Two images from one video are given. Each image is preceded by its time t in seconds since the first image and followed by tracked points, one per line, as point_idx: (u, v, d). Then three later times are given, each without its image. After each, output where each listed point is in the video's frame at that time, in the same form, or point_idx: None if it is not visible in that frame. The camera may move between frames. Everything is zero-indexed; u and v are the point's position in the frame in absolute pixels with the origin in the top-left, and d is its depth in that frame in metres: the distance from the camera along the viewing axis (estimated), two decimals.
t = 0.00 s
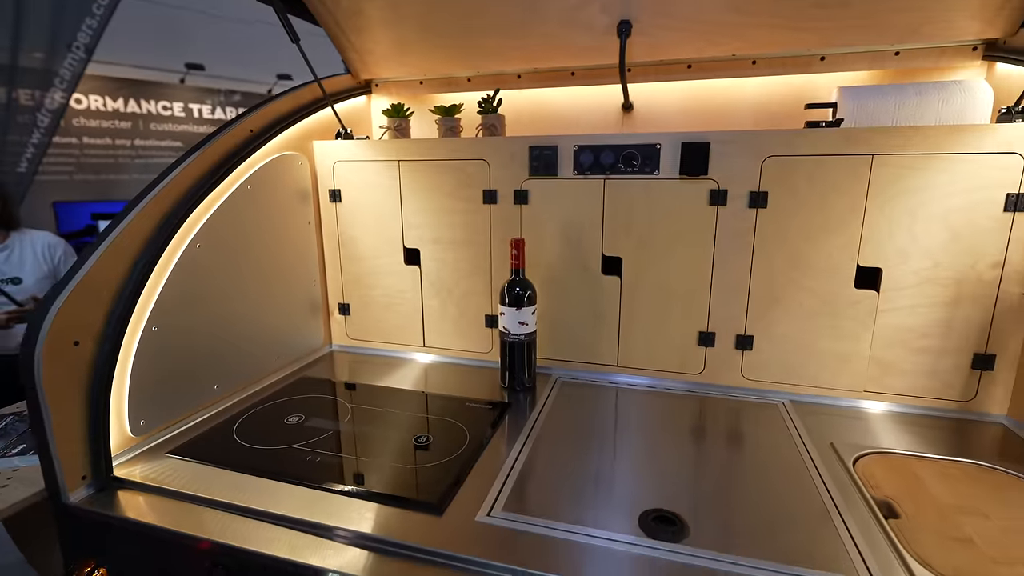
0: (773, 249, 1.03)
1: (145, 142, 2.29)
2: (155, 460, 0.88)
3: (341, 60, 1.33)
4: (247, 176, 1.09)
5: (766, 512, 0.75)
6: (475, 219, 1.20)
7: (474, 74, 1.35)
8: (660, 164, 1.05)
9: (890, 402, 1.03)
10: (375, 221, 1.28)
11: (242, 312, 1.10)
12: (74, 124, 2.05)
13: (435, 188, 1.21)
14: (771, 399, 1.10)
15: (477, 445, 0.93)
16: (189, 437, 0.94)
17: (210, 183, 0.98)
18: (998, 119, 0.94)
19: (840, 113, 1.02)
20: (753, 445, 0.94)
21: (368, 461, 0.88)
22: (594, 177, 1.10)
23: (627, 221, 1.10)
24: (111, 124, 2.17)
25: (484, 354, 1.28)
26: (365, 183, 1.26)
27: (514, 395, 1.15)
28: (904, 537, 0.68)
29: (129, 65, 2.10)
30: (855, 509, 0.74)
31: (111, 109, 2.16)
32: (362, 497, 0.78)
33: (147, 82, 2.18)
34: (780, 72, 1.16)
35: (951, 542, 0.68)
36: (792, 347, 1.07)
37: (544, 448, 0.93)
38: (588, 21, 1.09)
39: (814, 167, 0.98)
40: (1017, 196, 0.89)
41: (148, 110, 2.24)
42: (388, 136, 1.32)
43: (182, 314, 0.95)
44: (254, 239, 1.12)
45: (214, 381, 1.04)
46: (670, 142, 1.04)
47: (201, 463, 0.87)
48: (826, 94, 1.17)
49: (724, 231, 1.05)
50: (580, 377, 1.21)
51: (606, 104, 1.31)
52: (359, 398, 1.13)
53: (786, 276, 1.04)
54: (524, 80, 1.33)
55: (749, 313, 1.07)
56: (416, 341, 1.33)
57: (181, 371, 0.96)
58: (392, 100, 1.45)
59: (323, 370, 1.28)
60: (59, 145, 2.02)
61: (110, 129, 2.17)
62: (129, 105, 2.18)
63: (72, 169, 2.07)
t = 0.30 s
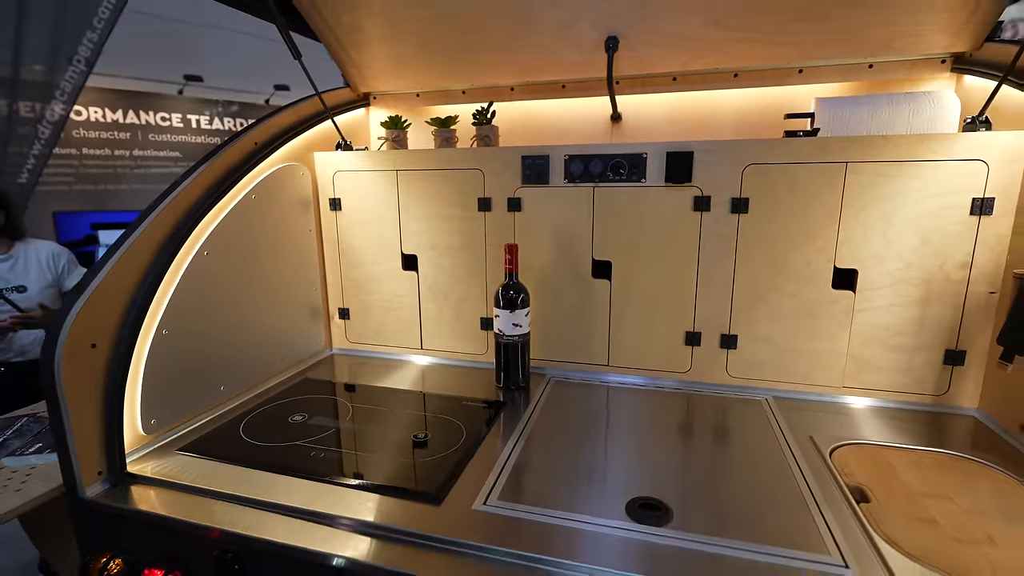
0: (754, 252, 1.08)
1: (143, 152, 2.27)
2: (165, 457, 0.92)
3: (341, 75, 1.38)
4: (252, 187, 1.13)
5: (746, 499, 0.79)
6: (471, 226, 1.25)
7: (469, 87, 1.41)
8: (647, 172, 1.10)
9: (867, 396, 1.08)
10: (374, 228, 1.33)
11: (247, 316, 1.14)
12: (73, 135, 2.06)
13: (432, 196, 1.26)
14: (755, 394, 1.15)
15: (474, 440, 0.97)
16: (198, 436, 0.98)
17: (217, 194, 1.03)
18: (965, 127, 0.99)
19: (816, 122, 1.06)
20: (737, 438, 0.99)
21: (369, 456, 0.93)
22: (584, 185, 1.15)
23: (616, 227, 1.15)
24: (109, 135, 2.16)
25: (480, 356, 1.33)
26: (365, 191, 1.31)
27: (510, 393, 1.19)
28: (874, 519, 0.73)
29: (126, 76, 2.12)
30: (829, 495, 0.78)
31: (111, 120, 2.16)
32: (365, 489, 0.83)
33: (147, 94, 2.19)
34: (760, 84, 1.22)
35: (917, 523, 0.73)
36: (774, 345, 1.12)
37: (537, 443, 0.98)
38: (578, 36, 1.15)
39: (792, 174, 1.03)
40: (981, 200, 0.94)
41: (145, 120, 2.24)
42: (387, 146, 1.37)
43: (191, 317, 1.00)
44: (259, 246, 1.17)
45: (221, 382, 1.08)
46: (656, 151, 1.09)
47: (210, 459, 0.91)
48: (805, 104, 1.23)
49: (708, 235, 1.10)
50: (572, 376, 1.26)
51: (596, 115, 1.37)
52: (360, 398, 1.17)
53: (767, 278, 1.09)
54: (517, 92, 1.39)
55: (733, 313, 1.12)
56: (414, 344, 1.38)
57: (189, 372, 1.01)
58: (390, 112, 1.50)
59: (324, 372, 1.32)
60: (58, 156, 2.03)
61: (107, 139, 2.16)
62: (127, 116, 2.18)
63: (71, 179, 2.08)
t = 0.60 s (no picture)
0: (736, 257, 1.14)
1: (138, 162, 2.37)
2: (172, 457, 0.95)
3: (339, 88, 1.43)
4: (254, 197, 1.17)
5: (729, 490, 0.84)
6: (466, 233, 1.30)
7: (463, 100, 1.46)
8: (633, 181, 1.16)
9: (845, 393, 1.13)
10: (372, 236, 1.37)
11: (249, 321, 1.18)
12: (68, 146, 2.12)
13: (428, 205, 1.31)
14: (740, 393, 1.20)
15: (470, 439, 1.02)
16: (203, 437, 1.02)
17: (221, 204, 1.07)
18: (930, 137, 1.06)
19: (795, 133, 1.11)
20: (721, 434, 1.03)
21: (369, 454, 0.96)
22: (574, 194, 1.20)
23: (604, 234, 1.20)
24: (105, 145, 2.25)
25: (475, 359, 1.37)
26: (362, 200, 1.35)
27: (504, 394, 1.24)
28: (847, 505, 0.78)
29: (121, 87, 2.17)
30: (806, 484, 0.83)
31: (105, 131, 2.24)
32: (366, 484, 0.87)
33: (144, 105, 2.26)
34: (741, 97, 1.28)
35: (887, 508, 0.77)
36: (756, 345, 1.17)
37: (531, 441, 1.02)
38: (567, 52, 1.20)
39: (770, 183, 1.09)
40: (947, 206, 1.00)
41: (140, 131, 2.32)
42: (384, 157, 1.42)
43: (196, 322, 1.03)
44: (260, 254, 1.20)
45: (224, 385, 1.11)
46: (642, 161, 1.15)
47: (216, 458, 0.95)
48: (784, 117, 1.29)
49: (693, 241, 1.16)
50: (565, 377, 1.30)
51: (586, 127, 1.43)
52: (359, 400, 1.21)
53: (749, 281, 1.14)
54: (509, 104, 1.44)
55: (717, 316, 1.18)
56: (411, 348, 1.42)
57: (194, 376, 1.04)
58: (386, 124, 1.56)
59: (323, 376, 1.36)
60: (54, 167, 2.12)
61: (103, 151, 2.26)
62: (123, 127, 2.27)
63: (66, 190, 2.17)
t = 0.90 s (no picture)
0: (717, 264, 1.20)
1: (127, 172, 2.43)
2: (175, 460, 0.98)
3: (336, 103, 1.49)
4: (253, 209, 1.21)
5: (711, 483, 0.89)
6: (459, 242, 1.35)
7: (456, 114, 1.52)
8: (619, 193, 1.22)
9: (821, 393, 1.20)
10: (368, 245, 1.42)
11: (249, 328, 1.21)
12: (56, 156, 2.21)
13: (423, 215, 1.36)
14: (722, 394, 1.25)
15: (465, 440, 1.06)
16: (204, 440, 1.05)
17: (223, 215, 1.10)
18: (894, 152, 1.14)
19: (768, 147, 1.18)
20: (704, 432, 1.09)
21: (369, 455, 1.00)
22: (563, 205, 1.26)
23: (592, 243, 1.26)
24: (94, 155, 2.31)
25: (468, 364, 1.41)
26: (359, 211, 1.40)
27: (497, 398, 1.28)
28: (820, 495, 0.83)
29: (110, 98, 2.20)
30: (783, 476, 0.89)
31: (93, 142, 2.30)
32: (366, 482, 0.90)
33: (133, 116, 2.32)
34: (720, 113, 1.36)
35: (856, 497, 0.83)
36: (737, 348, 1.23)
37: (523, 441, 1.07)
38: (556, 71, 1.27)
39: (747, 195, 1.16)
40: (910, 216, 1.08)
41: (129, 142, 2.38)
42: (380, 169, 1.46)
43: (199, 328, 1.07)
44: (260, 263, 1.24)
45: (224, 390, 1.14)
46: (628, 174, 1.21)
47: (218, 460, 0.98)
48: (760, 132, 1.37)
49: (676, 250, 1.22)
50: (555, 381, 1.35)
51: (574, 141, 1.49)
52: (357, 405, 1.24)
53: (729, 287, 1.20)
54: (500, 119, 1.50)
55: (700, 320, 1.24)
56: (406, 354, 1.46)
57: (197, 381, 1.07)
58: (381, 138, 1.61)
59: (320, 382, 1.39)
60: (42, 177, 2.19)
61: (92, 160, 2.32)
62: (113, 138, 2.33)
63: (54, 200, 2.22)
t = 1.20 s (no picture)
0: (699, 272, 1.27)
1: (112, 184, 2.35)
2: (179, 464, 1.01)
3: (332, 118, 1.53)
4: (253, 221, 1.25)
5: (695, 479, 0.94)
6: (453, 252, 1.40)
7: (449, 130, 1.58)
8: (606, 205, 1.28)
9: (798, 395, 1.26)
10: (363, 255, 1.46)
11: (248, 336, 1.24)
12: (41, 167, 2.10)
13: (417, 227, 1.41)
14: (705, 397, 1.31)
15: (460, 442, 1.10)
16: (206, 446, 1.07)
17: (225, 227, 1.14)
18: (861, 167, 1.22)
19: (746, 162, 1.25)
20: (688, 432, 1.14)
21: (368, 457, 1.04)
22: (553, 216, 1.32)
23: (580, 252, 1.32)
24: (79, 167, 2.25)
25: (461, 370, 1.46)
26: (355, 222, 1.44)
27: (490, 402, 1.32)
28: (795, 488, 0.89)
29: (98, 109, 2.11)
30: (761, 471, 0.95)
31: (78, 152, 2.22)
32: (367, 481, 0.94)
33: (118, 127, 2.22)
34: (700, 130, 1.43)
35: (829, 489, 0.89)
36: (719, 353, 1.29)
37: (515, 443, 1.11)
38: (545, 90, 1.33)
39: (726, 207, 1.23)
40: (876, 227, 1.15)
41: (116, 153, 2.32)
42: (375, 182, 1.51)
43: (202, 336, 1.10)
44: (259, 273, 1.28)
45: (224, 397, 1.17)
46: (614, 187, 1.27)
47: (221, 464, 1.01)
48: (738, 148, 1.45)
49: (660, 259, 1.28)
50: (545, 386, 1.40)
51: (562, 155, 1.56)
52: (353, 410, 1.28)
53: (711, 294, 1.27)
54: (491, 134, 1.56)
55: (683, 326, 1.30)
56: (400, 361, 1.49)
57: (198, 387, 1.10)
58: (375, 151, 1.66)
59: (316, 389, 1.42)
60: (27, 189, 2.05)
61: (77, 172, 2.25)
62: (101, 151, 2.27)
63: (37, 212, 2.08)
